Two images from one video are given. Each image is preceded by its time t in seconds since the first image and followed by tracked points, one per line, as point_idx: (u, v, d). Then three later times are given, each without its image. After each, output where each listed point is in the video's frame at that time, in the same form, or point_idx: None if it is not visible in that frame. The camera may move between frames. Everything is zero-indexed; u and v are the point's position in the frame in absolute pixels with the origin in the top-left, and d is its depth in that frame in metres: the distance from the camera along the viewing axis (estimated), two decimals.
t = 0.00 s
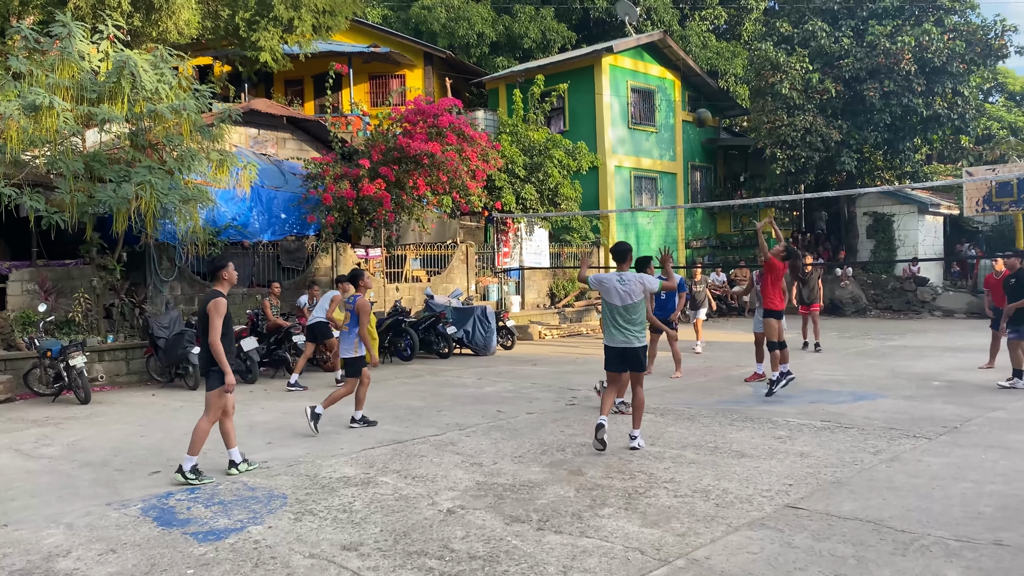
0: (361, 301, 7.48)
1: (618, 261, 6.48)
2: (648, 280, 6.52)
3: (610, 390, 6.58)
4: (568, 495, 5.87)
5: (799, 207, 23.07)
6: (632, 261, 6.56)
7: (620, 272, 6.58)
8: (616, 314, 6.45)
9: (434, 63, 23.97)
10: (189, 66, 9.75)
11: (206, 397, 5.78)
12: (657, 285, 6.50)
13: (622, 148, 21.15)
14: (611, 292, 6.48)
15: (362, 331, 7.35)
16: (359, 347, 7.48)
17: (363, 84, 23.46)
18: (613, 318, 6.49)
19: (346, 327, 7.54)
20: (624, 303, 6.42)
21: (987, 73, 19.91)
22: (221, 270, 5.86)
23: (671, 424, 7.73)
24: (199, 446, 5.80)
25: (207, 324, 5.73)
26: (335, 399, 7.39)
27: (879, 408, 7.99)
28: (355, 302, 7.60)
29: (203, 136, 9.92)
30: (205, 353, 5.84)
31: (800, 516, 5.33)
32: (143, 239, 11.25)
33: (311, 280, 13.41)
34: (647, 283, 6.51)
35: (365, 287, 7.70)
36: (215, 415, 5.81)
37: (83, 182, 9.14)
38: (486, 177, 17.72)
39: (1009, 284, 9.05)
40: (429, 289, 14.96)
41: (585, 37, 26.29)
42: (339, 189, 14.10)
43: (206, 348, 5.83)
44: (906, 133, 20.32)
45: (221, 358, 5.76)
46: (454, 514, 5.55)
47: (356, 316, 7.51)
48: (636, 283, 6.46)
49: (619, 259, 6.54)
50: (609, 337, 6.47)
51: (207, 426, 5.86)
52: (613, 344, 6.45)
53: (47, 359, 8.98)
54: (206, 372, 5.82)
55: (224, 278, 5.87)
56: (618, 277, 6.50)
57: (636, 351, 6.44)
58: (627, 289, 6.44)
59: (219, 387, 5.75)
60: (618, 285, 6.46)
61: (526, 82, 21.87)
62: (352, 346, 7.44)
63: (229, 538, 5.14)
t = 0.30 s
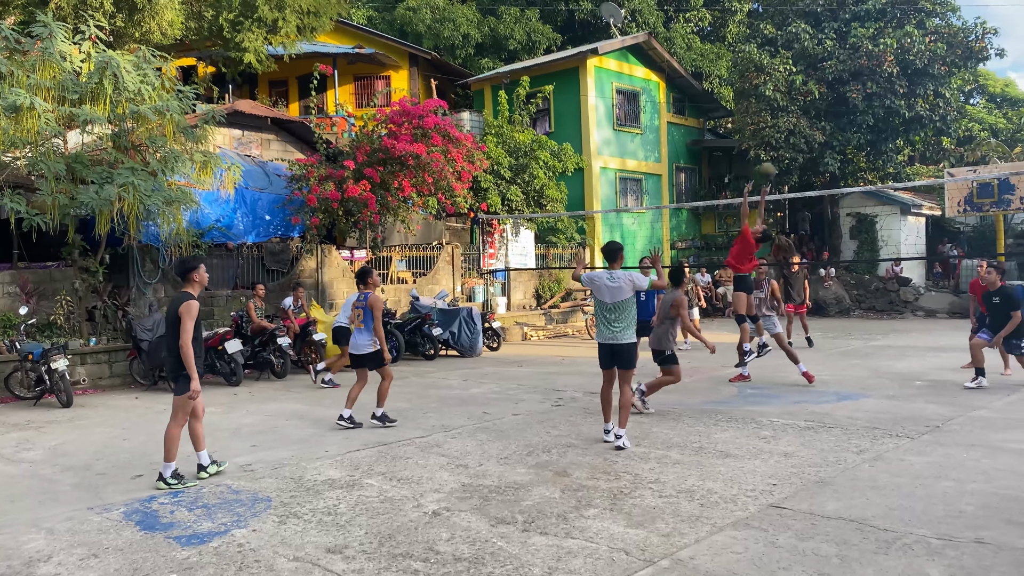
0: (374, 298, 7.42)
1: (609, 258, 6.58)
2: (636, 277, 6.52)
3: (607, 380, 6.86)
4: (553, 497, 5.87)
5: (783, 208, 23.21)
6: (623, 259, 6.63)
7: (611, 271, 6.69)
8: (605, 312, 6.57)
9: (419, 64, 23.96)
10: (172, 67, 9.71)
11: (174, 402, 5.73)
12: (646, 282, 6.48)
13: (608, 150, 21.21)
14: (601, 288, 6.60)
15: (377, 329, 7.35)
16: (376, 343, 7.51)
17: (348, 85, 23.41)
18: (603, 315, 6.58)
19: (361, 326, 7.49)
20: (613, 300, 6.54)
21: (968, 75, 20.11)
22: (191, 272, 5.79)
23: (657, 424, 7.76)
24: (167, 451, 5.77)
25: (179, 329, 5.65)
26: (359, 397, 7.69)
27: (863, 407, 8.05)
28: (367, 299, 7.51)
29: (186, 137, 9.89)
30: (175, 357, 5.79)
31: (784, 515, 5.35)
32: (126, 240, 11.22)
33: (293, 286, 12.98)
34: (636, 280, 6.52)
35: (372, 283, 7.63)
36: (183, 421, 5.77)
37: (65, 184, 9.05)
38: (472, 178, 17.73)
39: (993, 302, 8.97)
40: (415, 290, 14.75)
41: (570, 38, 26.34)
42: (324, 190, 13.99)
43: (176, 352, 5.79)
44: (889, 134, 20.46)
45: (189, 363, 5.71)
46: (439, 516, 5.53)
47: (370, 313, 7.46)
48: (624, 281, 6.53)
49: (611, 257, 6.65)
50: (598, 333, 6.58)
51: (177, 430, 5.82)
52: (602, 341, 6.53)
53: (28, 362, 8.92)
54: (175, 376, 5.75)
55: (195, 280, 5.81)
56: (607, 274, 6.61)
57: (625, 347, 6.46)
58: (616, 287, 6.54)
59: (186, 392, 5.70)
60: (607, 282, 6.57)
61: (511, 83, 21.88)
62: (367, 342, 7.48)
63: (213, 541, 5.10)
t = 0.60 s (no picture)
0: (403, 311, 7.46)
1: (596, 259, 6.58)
2: (622, 278, 6.53)
3: (597, 379, 6.94)
4: (540, 496, 5.86)
5: (768, 207, 23.30)
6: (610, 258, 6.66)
7: (599, 270, 6.68)
8: (595, 311, 6.61)
9: (405, 62, 23.91)
10: (155, 64, 9.66)
11: (155, 402, 5.71)
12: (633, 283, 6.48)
13: (594, 149, 21.24)
14: (589, 288, 6.60)
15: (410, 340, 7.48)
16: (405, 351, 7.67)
17: (333, 83, 23.29)
18: (593, 315, 6.63)
19: (391, 335, 7.58)
20: (600, 300, 6.55)
21: (951, 75, 20.26)
22: (164, 270, 5.72)
23: (643, 423, 7.78)
24: (150, 452, 5.74)
25: (157, 329, 5.61)
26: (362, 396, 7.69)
27: (847, 406, 8.09)
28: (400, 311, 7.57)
29: (170, 136, 9.84)
30: (151, 357, 5.75)
31: (769, 513, 5.37)
32: (109, 239, 11.15)
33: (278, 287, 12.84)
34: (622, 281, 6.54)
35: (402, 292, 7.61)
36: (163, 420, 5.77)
37: (47, 182, 8.96)
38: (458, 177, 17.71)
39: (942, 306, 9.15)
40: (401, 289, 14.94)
41: (557, 37, 26.33)
42: (309, 189, 13.95)
43: (153, 352, 5.74)
44: (873, 134, 20.59)
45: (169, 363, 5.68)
46: (425, 516, 5.51)
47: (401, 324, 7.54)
48: (610, 280, 6.53)
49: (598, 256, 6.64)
50: (590, 333, 6.66)
51: (157, 431, 5.79)
52: (593, 341, 6.62)
53: (9, 362, 8.81)
54: (152, 377, 5.72)
55: (168, 278, 5.74)
56: (595, 274, 6.61)
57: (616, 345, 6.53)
58: (602, 287, 6.54)
59: (168, 392, 5.69)
60: (594, 282, 6.57)
61: (498, 82, 21.87)
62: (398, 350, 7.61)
63: (197, 542, 5.06)
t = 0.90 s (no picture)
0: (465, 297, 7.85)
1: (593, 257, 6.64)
2: (619, 276, 6.55)
3: (591, 375, 6.94)
4: (526, 493, 5.86)
5: (753, 205, 23.42)
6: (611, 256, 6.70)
7: (599, 268, 6.74)
8: (593, 309, 6.65)
9: (391, 59, 23.86)
10: (138, 59, 9.58)
11: (136, 400, 5.67)
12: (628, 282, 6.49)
13: (580, 146, 21.27)
14: (587, 286, 6.66)
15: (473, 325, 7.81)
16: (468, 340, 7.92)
17: (319, 80, 23.35)
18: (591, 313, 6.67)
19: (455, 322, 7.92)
20: (597, 297, 6.60)
21: (934, 75, 20.43)
22: (143, 266, 5.68)
23: (629, 420, 7.81)
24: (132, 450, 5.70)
25: (136, 325, 5.56)
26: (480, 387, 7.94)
27: (831, 403, 8.15)
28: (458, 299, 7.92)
29: (155, 131, 9.78)
30: (132, 354, 5.71)
31: (754, 510, 5.40)
32: (92, 235, 11.07)
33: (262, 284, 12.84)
34: (619, 279, 6.56)
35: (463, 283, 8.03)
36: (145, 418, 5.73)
37: (29, 177, 8.89)
38: (444, 174, 17.68)
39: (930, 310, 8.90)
40: (387, 286, 14.84)
41: (543, 34, 26.33)
42: (294, 185, 13.91)
43: (134, 348, 5.70)
44: (857, 133, 20.74)
45: (150, 359, 5.65)
46: (411, 513, 5.50)
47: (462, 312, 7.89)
48: (607, 278, 6.57)
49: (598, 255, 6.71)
50: (588, 331, 6.71)
51: (139, 429, 5.75)
52: (591, 339, 6.66)
53: None
54: (133, 374, 5.68)
55: (148, 273, 5.70)
56: (593, 272, 6.66)
57: (610, 343, 6.57)
58: (600, 284, 6.59)
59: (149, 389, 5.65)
60: (592, 280, 6.62)
61: (484, 79, 21.86)
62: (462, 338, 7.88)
63: (181, 541, 5.02)
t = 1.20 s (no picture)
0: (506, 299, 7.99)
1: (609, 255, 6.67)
2: (634, 273, 6.57)
3: (599, 371, 6.96)
4: (513, 489, 5.86)
5: (740, 203, 23.51)
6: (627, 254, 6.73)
7: (613, 266, 6.76)
8: (608, 307, 6.67)
9: (380, 54, 23.81)
10: (124, 54, 9.52)
11: (122, 396, 5.63)
12: (643, 280, 6.51)
13: (569, 144, 21.28)
14: (603, 284, 6.70)
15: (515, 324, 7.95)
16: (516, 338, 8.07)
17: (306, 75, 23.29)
18: (607, 311, 6.69)
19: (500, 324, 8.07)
20: (613, 295, 6.62)
21: (919, 74, 20.55)
22: (125, 261, 5.64)
23: (616, 416, 7.82)
24: (117, 447, 5.66)
25: (123, 321, 5.53)
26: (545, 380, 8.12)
27: (817, 400, 8.20)
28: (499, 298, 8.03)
29: (140, 126, 9.72)
30: (116, 350, 5.67)
31: (740, 506, 5.42)
32: (77, 231, 11.01)
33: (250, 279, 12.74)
34: (634, 276, 6.58)
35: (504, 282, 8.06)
36: (131, 415, 5.69)
37: (13, 172, 8.83)
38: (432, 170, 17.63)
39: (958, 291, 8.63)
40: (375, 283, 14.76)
41: (532, 31, 26.30)
42: (282, 181, 13.83)
43: (118, 345, 5.66)
44: (844, 131, 20.85)
45: (135, 355, 5.62)
46: (398, 510, 5.49)
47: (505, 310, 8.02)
48: (622, 275, 6.60)
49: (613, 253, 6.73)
50: (604, 328, 6.73)
51: (123, 426, 5.72)
52: (606, 337, 6.68)
53: None
54: (118, 370, 5.65)
55: (129, 268, 5.67)
56: (609, 270, 6.70)
57: (625, 341, 6.59)
58: (614, 282, 6.62)
59: (135, 385, 5.62)
60: (607, 277, 6.66)
61: (473, 76, 21.82)
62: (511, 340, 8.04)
63: (166, 538, 4.99)
